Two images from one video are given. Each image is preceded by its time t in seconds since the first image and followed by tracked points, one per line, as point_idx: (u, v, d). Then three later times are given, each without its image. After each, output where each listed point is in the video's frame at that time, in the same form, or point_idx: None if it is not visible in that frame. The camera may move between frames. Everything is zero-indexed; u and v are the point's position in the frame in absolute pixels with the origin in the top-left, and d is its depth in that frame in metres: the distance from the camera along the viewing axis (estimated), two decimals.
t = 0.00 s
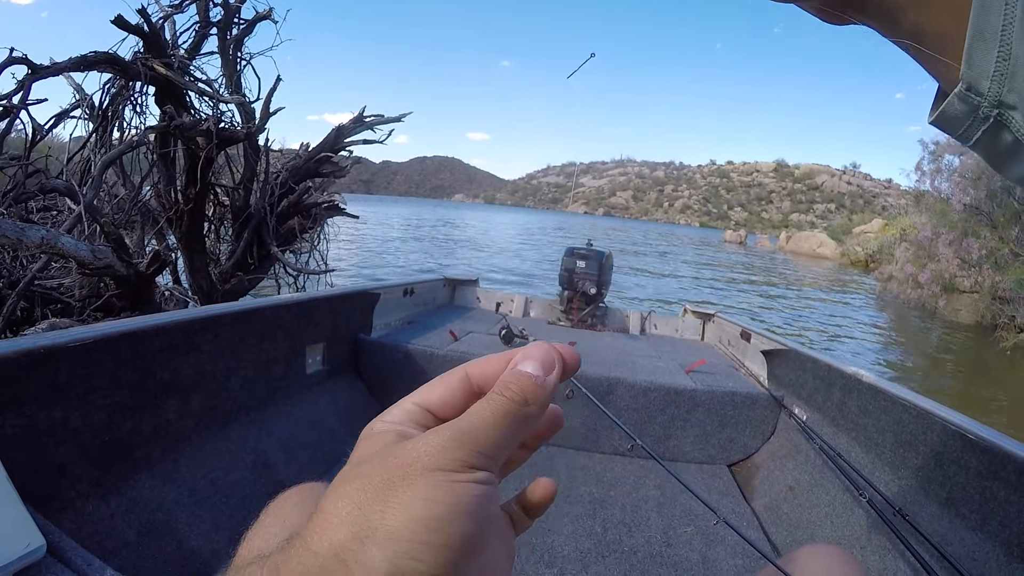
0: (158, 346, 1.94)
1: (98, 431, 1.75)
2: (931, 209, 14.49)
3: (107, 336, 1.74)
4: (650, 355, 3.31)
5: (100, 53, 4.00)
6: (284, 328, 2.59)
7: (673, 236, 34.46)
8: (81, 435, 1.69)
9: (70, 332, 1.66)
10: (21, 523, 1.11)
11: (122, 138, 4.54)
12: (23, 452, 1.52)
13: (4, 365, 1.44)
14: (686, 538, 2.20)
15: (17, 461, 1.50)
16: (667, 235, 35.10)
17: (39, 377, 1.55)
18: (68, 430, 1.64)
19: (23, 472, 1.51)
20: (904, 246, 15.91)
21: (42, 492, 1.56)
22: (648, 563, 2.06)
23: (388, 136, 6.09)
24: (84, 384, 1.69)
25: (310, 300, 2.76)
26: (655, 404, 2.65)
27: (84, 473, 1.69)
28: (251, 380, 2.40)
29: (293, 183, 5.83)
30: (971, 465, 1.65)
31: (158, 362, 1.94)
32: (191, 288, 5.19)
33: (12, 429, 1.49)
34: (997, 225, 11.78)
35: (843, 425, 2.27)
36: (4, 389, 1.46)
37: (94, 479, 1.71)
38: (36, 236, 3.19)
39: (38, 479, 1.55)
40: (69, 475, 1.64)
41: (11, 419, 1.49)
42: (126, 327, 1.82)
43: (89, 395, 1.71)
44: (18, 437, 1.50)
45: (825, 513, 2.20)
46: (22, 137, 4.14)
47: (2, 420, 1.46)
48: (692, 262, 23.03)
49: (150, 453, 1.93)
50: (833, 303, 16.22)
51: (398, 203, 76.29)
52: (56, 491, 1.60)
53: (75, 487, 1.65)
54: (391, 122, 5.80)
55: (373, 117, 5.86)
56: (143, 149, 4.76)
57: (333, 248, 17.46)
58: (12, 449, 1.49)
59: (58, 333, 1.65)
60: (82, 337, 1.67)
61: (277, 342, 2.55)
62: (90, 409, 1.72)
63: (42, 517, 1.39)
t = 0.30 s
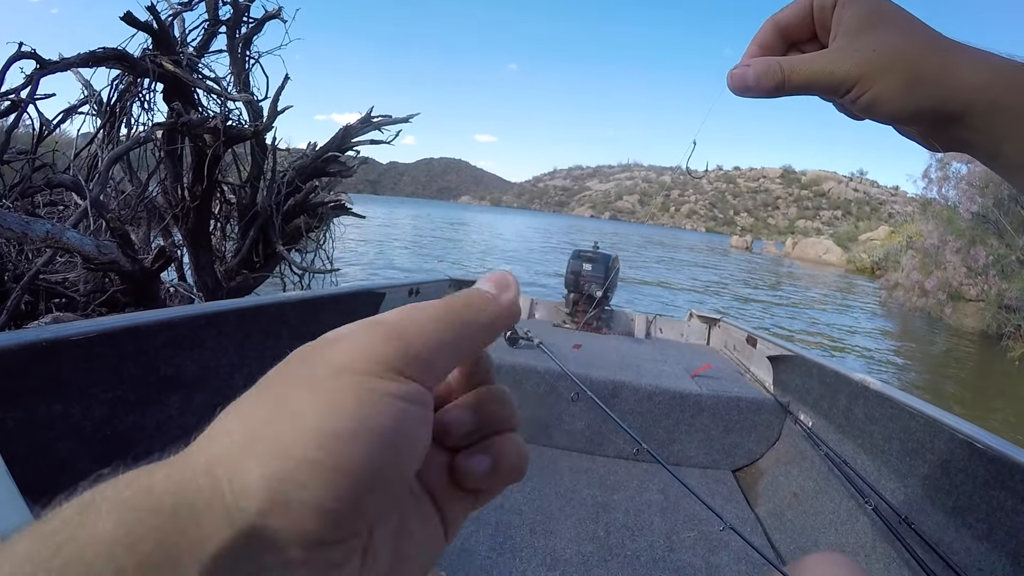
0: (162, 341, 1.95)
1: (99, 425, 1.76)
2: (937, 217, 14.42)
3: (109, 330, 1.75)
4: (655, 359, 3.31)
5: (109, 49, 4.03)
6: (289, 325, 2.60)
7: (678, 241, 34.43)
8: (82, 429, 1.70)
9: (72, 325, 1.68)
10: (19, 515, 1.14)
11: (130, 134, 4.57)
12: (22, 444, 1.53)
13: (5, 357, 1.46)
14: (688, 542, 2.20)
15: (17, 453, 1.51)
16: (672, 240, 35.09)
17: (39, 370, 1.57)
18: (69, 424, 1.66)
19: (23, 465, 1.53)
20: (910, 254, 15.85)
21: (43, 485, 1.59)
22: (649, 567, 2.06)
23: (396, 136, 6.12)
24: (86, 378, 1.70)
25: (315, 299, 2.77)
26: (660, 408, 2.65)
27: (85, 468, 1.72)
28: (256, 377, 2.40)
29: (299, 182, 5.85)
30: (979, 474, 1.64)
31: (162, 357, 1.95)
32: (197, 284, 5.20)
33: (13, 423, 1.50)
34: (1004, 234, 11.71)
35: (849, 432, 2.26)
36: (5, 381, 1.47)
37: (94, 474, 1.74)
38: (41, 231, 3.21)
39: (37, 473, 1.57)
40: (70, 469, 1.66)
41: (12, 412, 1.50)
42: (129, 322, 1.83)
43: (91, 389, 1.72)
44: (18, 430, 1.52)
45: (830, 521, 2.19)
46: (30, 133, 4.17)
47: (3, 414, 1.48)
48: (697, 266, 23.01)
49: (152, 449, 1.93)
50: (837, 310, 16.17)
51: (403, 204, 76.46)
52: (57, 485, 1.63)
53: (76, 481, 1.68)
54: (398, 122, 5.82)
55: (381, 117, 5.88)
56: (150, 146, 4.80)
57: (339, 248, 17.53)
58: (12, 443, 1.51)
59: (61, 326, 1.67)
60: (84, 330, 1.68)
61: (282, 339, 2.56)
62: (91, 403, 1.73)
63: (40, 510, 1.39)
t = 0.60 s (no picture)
0: (162, 345, 1.94)
1: (100, 431, 1.76)
2: (935, 207, 14.41)
3: (110, 336, 1.74)
4: (655, 353, 3.31)
5: (103, 55, 4.01)
6: (288, 327, 2.59)
7: (677, 236, 34.47)
8: (84, 435, 1.70)
9: (72, 331, 1.67)
10: (24, 523, 1.13)
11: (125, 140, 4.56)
12: (24, 451, 1.53)
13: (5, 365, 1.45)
14: (691, 536, 2.20)
15: (18, 460, 1.52)
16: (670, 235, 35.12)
17: (40, 378, 1.56)
18: (71, 430, 1.66)
19: (25, 472, 1.54)
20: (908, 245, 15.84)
21: (45, 492, 1.59)
22: (652, 562, 2.05)
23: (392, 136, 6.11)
24: (86, 384, 1.70)
25: (314, 300, 2.76)
26: (661, 402, 2.65)
27: (87, 475, 1.71)
28: (255, 380, 2.40)
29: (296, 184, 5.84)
30: (980, 463, 1.64)
31: (161, 362, 1.94)
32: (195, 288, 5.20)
33: (15, 431, 1.50)
34: (1002, 223, 11.70)
35: (850, 423, 2.26)
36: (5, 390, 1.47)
37: (97, 479, 1.74)
38: (40, 239, 3.21)
39: (40, 480, 1.58)
40: (72, 475, 1.67)
41: (13, 420, 1.50)
42: (129, 327, 1.82)
43: (92, 396, 1.72)
44: (20, 437, 1.52)
45: (832, 512, 2.19)
46: (26, 140, 4.16)
47: (4, 422, 1.48)
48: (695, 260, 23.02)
49: (153, 453, 1.94)
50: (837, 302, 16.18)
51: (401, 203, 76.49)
52: (58, 491, 1.63)
53: (78, 488, 1.68)
54: (393, 122, 5.81)
55: (376, 117, 5.87)
56: (146, 150, 4.76)
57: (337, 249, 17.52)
58: (15, 450, 1.52)
59: (61, 333, 1.65)
60: (85, 336, 1.67)
61: (281, 341, 2.56)
62: (92, 409, 1.73)
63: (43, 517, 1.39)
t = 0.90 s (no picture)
0: (160, 346, 1.94)
1: (99, 432, 1.76)
2: (934, 201, 14.41)
3: (108, 337, 1.74)
4: (652, 349, 3.31)
5: (99, 56, 4.01)
6: (286, 326, 2.59)
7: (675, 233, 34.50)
8: (83, 437, 1.70)
9: (69, 333, 1.67)
10: (24, 525, 1.13)
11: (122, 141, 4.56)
12: (24, 453, 1.53)
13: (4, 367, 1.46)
14: (689, 530, 2.21)
15: (18, 462, 1.52)
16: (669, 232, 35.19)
17: (38, 380, 1.56)
18: (70, 432, 1.66)
19: (25, 473, 1.54)
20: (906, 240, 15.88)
21: (45, 493, 1.60)
22: (651, 557, 2.06)
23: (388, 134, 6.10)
24: (85, 386, 1.70)
25: (311, 299, 2.76)
26: (658, 397, 2.65)
27: (86, 476, 1.71)
28: (253, 380, 2.40)
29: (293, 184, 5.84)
30: (976, 455, 1.64)
31: (160, 363, 1.94)
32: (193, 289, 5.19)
33: (14, 432, 1.51)
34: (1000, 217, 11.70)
35: (847, 417, 2.26)
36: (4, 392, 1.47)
37: (97, 480, 1.74)
38: (38, 240, 3.21)
39: (40, 481, 1.58)
40: (72, 476, 1.67)
41: (12, 422, 1.51)
42: (126, 328, 1.82)
43: (91, 397, 1.72)
44: (20, 439, 1.53)
45: (829, 506, 2.20)
46: (22, 142, 4.15)
47: (4, 424, 1.48)
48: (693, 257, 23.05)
49: (153, 454, 1.94)
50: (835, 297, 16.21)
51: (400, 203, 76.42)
52: (58, 493, 1.63)
53: (78, 489, 1.68)
54: (390, 121, 5.80)
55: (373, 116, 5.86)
56: (143, 151, 4.77)
57: (335, 248, 17.51)
58: (14, 452, 1.52)
59: (58, 335, 1.65)
60: (82, 338, 1.67)
61: (279, 340, 2.56)
62: (91, 410, 1.73)
63: (43, 518, 1.39)
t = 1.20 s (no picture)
0: (157, 354, 1.93)
1: (95, 441, 1.74)
2: (930, 205, 14.46)
3: (103, 346, 1.72)
4: (650, 356, 3.31)
5: (96, 62, 4.00)
6: (283, 334, 2.58)
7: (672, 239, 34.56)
8: (78, 446, 1.68)
9: (64, 342, 1.65)
10: (20, 534, 1.11)
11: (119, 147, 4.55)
12: (19, 463, 1.52)
13: None
14: (689, 538, 2.20)
15: (14, 472, 1.50)
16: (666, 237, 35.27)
17: (33, 389, 1.54)
18: (65, 441, 1.64)
19: (21, 483, 1.52)
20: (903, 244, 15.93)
21: (41, 503, 1.57)
22: (651, 566, 2.05)
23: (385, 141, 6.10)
24: (80, 395, 1.68)
25: (308, 307, 2.76)
26: (657, 404, 2.65)
27: (82, 485, 1.69)
28: (250, 388, 2.39)
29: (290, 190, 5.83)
30: (976, 461, 1.63)
31: (157, 372, 1.93)
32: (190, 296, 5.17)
33: (10, 442, 1.49)
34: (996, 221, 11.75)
35: (845, 423, 2.26)
36: None
37: (92, 490, 1.72)
38: (33, 248, 3.19)
39: (35, 491, 1.56)
40: (67, 486, 1.65)
41: (8, 431, 1.49)
42: (122, 337, 1.80)
43: (87, 406, 1.70)
44: (16, 449, 1.51)
45: (829, 513, 2.19)
46: (19, 148, 4.14)
47: None
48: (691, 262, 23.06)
49: (149, 463, 1.92)
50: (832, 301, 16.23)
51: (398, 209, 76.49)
52: (54, 503, 1.60)
53: (73, 499, 1.66)
54: (387, 128, 5.81)
55: (369, 123, 5.87)
56: (140, 157, 4.76)
57: (333, 254, 17.49)
58: (10, 461, 1.50)
59: (54, 344, 1.64)
60: (78, 347, 1.65)
61: (276, 349, 2.55)
62: (87, 419, 1.71)
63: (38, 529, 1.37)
